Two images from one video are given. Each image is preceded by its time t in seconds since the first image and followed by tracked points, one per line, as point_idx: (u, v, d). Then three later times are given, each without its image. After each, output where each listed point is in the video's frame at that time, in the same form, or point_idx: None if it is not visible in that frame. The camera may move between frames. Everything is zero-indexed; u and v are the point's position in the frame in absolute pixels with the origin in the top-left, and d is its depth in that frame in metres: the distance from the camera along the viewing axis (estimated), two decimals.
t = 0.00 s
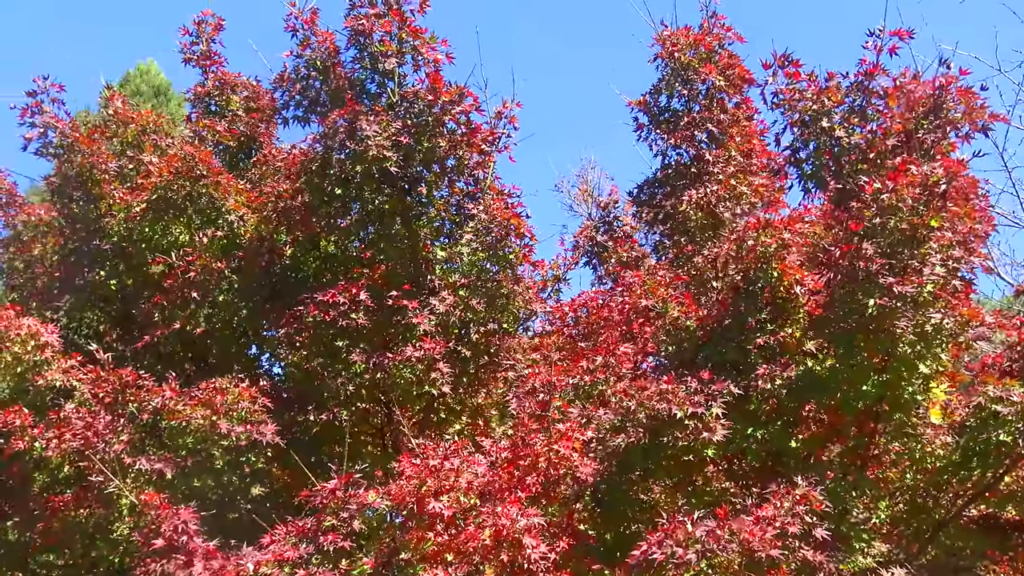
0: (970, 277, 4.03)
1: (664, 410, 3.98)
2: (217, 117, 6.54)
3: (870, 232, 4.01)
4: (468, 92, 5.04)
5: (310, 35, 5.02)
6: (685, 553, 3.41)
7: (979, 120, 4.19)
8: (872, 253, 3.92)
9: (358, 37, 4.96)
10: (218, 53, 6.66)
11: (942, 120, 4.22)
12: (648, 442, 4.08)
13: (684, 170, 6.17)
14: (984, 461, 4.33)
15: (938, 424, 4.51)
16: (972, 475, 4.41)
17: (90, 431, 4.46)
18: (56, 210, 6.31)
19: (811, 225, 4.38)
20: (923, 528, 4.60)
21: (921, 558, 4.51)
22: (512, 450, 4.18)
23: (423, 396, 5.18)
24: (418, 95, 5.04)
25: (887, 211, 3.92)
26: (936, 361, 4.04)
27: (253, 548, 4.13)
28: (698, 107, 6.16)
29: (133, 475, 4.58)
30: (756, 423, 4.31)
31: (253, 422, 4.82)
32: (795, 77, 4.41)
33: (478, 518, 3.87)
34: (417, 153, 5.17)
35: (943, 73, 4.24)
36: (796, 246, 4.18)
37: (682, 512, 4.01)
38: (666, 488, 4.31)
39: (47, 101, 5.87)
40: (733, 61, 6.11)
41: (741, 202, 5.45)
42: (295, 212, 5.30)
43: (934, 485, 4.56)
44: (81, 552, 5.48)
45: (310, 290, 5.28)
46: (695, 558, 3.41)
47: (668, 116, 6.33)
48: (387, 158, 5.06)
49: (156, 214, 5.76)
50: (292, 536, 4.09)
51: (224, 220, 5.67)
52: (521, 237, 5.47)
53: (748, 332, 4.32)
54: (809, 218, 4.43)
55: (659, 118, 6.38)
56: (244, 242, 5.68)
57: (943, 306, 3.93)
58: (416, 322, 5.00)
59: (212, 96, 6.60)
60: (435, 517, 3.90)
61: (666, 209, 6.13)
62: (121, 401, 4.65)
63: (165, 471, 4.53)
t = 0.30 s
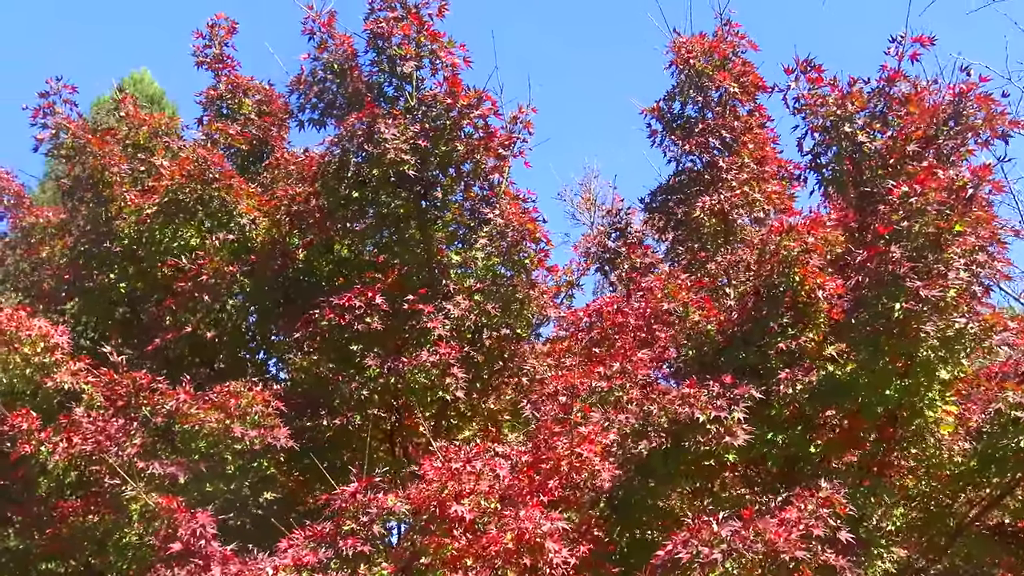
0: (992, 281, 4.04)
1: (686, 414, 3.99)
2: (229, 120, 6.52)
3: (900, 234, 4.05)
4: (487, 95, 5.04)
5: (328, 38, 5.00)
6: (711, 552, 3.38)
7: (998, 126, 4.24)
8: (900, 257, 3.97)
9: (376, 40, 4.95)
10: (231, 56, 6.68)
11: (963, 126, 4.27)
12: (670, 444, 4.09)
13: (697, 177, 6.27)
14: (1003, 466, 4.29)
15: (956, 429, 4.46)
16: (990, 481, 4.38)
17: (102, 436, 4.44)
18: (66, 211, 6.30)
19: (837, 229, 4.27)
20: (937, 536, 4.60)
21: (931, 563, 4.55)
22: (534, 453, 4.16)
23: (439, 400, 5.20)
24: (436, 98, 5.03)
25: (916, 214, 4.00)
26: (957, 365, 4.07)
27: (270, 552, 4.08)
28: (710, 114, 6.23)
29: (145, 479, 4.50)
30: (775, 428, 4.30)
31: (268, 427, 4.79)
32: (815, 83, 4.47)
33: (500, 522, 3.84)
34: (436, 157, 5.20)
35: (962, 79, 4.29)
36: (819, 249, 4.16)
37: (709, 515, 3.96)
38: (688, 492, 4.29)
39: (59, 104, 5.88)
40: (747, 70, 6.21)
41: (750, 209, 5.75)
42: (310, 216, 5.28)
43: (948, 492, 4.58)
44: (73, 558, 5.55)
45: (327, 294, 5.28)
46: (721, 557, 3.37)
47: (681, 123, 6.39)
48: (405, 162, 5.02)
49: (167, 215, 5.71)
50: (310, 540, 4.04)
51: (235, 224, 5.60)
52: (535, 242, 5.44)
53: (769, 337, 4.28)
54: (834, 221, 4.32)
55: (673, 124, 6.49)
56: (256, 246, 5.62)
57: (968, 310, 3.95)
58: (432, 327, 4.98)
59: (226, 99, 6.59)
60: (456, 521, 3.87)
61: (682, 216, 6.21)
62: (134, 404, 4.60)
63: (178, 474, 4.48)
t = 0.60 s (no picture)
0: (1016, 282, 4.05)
1: (710, 415, 3.97)
2: (241, 121, 6.44)
3: (925, 234, 4.07)
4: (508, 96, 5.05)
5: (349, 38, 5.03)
6: (742, 555, 3.37)
7: (1017, 128, 4.30)
8: (925, 256, 3.98)
9: (398, 41, 4.98)
10: (242, 58, 6.57)
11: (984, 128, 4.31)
12: (692, 447, 4.07)
13: (710, 180, 6.30)
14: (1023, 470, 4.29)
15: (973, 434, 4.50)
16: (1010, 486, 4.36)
17: (120, 435, 4.44)
18: (76, 213, 6.25)
19: (860, 233, 4.32)
20: (952, 542, 4.59)
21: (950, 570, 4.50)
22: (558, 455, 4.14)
23: (455, 403, 5.17)
24: (456, 99, 5.04)
25: (943, 215, 4.02)
26: (979, 367, 4.07)
27: (290, 554, 4.03)
28: (724, 119, 6.26)
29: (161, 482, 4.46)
30: (797, 432, 4.28)
31: (285, 428, 4.75)
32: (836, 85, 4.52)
33: (525, 525, 3.81)
34: (455, 158, 5.19)
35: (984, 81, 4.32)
36: (843, 251, 4.15)
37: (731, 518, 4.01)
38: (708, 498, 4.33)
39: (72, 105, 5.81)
40: (760, 73, 6.19)
41: (764, 212, 5.81)
42: (329, 216, 5.36)
43: (966, 500, 4.54)
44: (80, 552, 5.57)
45: (347, 292, 5.33)
46: (753, 561, 3.35)
47: (694, 127, 6.41)
48: (424, 163, 5.05)
49: (183, 216, 5.73)
50: (332, 543, 4.00)
51: (252, 224, 5.62)
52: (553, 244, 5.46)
53: (790, 339, 4.28)
54: (856, 225, 4.35)
55: (687, 129, 6.51)
56: (272, 247, 5.61)
57: (993, 313, 3.98)
58: (451, 328, 4.96)
59: (237, 102, 6.44)
60: (479, 524, 3.85)
61: (699, 221, 6.22)
62: (151, 405, 4.56)
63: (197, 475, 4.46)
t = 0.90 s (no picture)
0: None
1: (736, 413, 4.00)
2: (255, 119, 6.43)
3: (957, 234, 4.08)
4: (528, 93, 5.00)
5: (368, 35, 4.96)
6: (776, 556, 3.37)
7: None
8: (958, 255, 3.99)
9: (418, 38, 4.91)
10: (256, 57, 6.54)
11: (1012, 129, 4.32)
12: (719, 445, 4.10)
13: (723, 182, 6.31)
14: None
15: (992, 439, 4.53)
16: None
17: (139, 430, 4.36)
18: (89, 210, 6.23)
19: (885, 232, 4.30)
20: (969, 545, 4.57)
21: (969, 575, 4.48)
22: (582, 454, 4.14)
23: (468, 403, 5.13)
24: (476, 97, 5.00)
25: (977, 213, 4.01)
26: (1003, 368, 4.18)
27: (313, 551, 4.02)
28: (739, 120, 6.25)
29: (178, 478, 4.39)
30: (820, 432, 4.26)
31: (303, 426, 4.73)
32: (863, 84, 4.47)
33: (551, 523, 3.80)
34: (474, 155, 5.14)
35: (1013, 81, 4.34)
36: (869, 250, 4.13)
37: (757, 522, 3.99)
38: (730, 501, 4.35)
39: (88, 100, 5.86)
40: (775, 76, 6.16)
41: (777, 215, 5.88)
42: (346, 214, 5.34)
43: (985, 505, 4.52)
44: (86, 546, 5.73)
45: (367, 290, 5.30)
46: (786, 561, 3.35)
47: (708, 128, 6.42)
48: (445, 160, 4.99)
49: (198, 213, 5.68)
50: (355, 540, 3.97)
51: (266, 222, 5.56)
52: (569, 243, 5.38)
53: (814, 339, 4.25)
54: (881, 225, 4.32)
55: (701, 130, 6.50)
56: (287, 245, 5.58)
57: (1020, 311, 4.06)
58: (467, 327, 4.92)
59: (251, 99, 6.51)
60: (504, 521, 3.84)
61: (713, 224, 6.22)
62: (170, 401, 4.54)
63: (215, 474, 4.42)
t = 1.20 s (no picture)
0: None
1: (760, 408, 4.03)
2: (268, 113, 6.41)
3: (987, 231, 4.07)
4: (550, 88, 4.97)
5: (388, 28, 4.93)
6: (805, 545, 3.49)
7: None
8: (988, 252, 3.97)
9: (439, 31, 4.88)
10: (268, 50, 6.51)
11: None
12: (742, 440, 4.13)
13: (736, 180, 6.34)
14: None
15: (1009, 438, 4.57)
16: None
17: (157, 423, 4.33)
18: (99, 203, 6.21)
19: (906, 230, 4.33)
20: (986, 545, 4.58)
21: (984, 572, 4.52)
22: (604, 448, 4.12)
23: (482, 398, 5.13)
24: (497, 91, 4.98)
25: (1007, 210, 4.00)
26: None
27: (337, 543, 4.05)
28: (753, 118, 6.27)
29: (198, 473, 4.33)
30: (841, 428, 4.35)
31: (322, 420, 4.73)
32: (888, 81, 4.51)
33: (576, 516, 3.82)
34: (494, 150, 5.11)
35: None
36: (894, 247, 4.14)
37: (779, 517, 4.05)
38: (749, 493, 4.45)
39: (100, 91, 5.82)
40: (790, 74, 6.17)
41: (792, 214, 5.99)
42: (363, 208, 5.32)
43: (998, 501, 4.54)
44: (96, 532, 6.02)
45: (383, 285, 5.22)
46: (815, 550, 3.46)
47: (722, 126, 6.44)
48: (466, 154, 4.96)
49: (212, 207, 5.67)
50: (379, 533, 3.99)
51: (280, 216, 5.53)
52: (587, 239, 5.37)
53: (837, 335, 4.38)
54: (903, 223, 4.35)
55: (714, 128, 6.53)
56: (301, 239, 5.53)
57: None
58: (484, 321, 4.89)
59: (264, 93, 6.49)
60: (528, 513, 3.85)
61: (725, 221, 6.26)
62: (189, 393, 4.52)
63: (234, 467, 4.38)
